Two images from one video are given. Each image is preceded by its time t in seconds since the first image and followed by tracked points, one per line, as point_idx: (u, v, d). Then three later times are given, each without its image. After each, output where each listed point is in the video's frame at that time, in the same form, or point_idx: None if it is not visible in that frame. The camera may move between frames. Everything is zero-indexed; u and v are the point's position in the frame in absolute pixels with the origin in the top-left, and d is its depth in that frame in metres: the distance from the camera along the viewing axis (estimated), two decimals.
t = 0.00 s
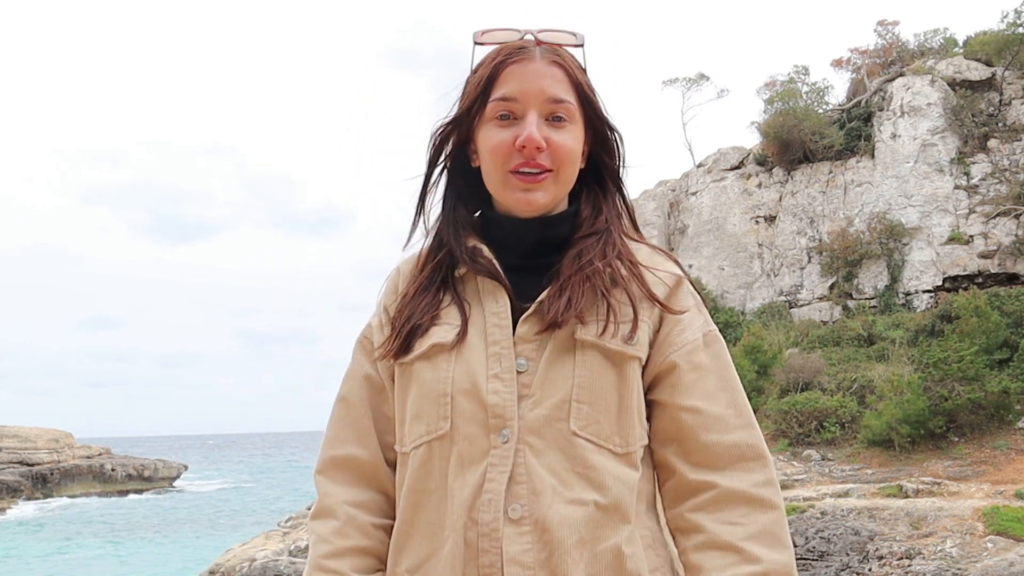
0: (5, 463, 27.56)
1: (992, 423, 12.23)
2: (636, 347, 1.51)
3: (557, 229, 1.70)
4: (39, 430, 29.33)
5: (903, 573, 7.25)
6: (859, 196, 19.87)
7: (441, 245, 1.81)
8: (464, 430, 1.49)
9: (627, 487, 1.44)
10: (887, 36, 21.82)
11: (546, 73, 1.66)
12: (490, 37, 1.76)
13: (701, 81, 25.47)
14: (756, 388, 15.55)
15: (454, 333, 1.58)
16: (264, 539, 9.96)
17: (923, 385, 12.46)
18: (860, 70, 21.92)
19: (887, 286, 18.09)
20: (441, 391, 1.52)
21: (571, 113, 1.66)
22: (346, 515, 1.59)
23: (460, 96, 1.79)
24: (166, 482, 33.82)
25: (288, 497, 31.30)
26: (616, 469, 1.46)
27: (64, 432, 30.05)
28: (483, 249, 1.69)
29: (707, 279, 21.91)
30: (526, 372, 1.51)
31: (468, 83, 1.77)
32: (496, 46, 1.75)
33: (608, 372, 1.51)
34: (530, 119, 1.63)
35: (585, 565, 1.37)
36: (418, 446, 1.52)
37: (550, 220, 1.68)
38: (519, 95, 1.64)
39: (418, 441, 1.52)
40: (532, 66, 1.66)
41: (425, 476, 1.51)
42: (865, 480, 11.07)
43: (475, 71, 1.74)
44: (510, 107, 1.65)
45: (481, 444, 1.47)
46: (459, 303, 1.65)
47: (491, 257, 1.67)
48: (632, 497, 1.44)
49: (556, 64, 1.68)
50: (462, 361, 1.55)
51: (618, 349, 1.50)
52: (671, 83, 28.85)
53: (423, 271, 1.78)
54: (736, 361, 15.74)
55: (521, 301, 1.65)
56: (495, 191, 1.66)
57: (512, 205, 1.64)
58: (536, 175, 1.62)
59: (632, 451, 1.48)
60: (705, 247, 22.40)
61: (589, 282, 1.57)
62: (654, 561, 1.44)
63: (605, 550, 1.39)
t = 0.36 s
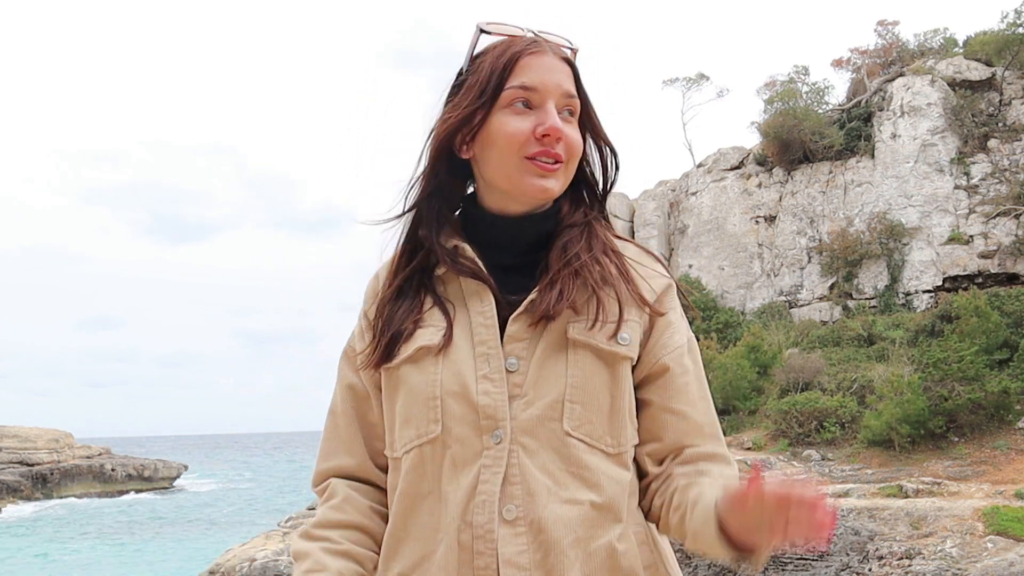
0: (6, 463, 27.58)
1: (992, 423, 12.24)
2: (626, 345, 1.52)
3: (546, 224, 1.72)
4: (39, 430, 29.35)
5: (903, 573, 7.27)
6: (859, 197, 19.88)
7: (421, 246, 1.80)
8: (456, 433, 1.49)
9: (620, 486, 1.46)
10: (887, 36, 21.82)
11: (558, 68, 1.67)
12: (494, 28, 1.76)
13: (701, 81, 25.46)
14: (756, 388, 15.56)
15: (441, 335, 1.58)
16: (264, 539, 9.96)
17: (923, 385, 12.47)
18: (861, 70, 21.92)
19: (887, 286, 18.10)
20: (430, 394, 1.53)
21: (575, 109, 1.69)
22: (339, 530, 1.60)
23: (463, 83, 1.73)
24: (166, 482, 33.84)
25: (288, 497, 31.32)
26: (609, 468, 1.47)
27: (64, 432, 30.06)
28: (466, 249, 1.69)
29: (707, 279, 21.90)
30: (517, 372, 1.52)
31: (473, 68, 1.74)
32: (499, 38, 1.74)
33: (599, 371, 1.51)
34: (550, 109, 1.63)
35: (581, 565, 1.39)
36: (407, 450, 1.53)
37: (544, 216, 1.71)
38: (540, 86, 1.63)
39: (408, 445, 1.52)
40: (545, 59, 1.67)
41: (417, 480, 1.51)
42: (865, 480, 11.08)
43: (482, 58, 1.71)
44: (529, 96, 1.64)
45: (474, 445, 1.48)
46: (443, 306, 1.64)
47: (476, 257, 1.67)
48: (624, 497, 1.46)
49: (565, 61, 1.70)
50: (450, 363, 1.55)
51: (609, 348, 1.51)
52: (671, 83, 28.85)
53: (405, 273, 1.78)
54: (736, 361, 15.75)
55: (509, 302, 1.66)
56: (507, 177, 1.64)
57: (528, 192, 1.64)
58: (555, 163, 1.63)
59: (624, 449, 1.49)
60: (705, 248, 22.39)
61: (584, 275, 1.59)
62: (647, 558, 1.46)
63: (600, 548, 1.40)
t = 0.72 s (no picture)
0: (6, 463, 27.61)
1: (992, 423, 12.25)
2: (619, 341, 1.56)
3: (530, 226, 1.73)
4: (39, 430, 29.34)
5: (902, 573, 7.29)
6: (859, 197, 19.89)
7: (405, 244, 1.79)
8: (452, 429, 1.50)
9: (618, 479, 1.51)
10: (887, 36, 21.81)
11: (528, 68, 1.69)
12: (472, 29, 1.79)
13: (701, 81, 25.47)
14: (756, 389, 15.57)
15: (435, 331, 1.59)
16: (264, 538, 9.97)
17: (923, 385, 12.49)
18: (860, 70, 21.93)
19: (887, 286, 18.13)
20: (427, 392, 1.53)
21: (549, 109, 1.71)
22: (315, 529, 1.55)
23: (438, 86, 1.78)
24: (166, 483, 34.11)
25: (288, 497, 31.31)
26: (607, 463, 1.51)
27: (64, 432, 30.06)
28: (456, 249, 1.70)
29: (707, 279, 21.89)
30: (512, 371, 1.53)
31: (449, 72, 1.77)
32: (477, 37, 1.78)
33: (594, 369, 1.55)
34: (515, 112, 1.65)
35: (589, 562, 1.43)
36: (404, 447, 1.51)
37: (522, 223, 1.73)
38: (505, 88, 1.66)
39: (403, 443, 1.51)
40: (516, 59, 1.69)
41: (413, 479, 1.49)
42: (865, 480, 11.10)
43: (456, 62, 1.74)
44: (495, 99, 1.67)
45: (473, 443, 1.48)
46: (433, 304, 1.65)
47: (467, 259, 1.68)
48: (624, 493, 1.50)
49: (539, 60, 1.72)
50: (444, 360, 1.56)
51: (603, 344, 1.55)
52: (671, 83, 28.80)
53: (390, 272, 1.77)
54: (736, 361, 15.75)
55: (497, 302, 1.68)
56: (474, 186, 1.68)
57: (493, 201, 1.66)
58: (521, 171, 1.66)
59: (621, 444, 1.53)
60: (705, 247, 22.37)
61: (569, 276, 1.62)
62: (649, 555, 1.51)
63: (603, 544, 1.45)
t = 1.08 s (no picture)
0: (5, 463, 27.59)
1: (992, 423, 12.22)
2: (619, 346, 1.52)
3: (526, 224, 1.70)
4: (39, 430, 29.31)
5: (902, 573, 7.27)
6: (859, 197, 19.86)
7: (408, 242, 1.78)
8: (445, 434, 1.48)
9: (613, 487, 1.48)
10: (887, 36, 21.79)
11: (513, 60, 1.67)
12: (461, 27, 1.78)
13: (701, 81, 25.44)
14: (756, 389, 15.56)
15: (430, 334, 1.57)
16: (264, 539, 9.95)
17: (922, 385, 12.47)
18: (860, 70, 21.91)
19: (888, 286, 18.11)
20: (419, 396, 1.51)
21: (540, 100, 1.67)
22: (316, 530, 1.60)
23: (430, 92, 1.78)
24: (166, 483, 34.04)
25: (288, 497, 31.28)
26: (602, 472, 1.47)
27: (64, 432, 30.05)
28: (455, 248, 1.68)
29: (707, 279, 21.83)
30: (508, 374, 1.52)
31: (440, 74, 1.77)
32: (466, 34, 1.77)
33: (592, 374, 1.51)
34: (498, 107, 1.63)
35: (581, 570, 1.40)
36: (396, 450, 1.51)
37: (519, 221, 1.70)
38: (488, 84, 1.65)
39: (396, 447, 1.50)
40: (501, 52, 1.67)
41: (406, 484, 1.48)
42: (865, 480, 11.07)
43: (446, 63, 1.73)
44: (479, 96, 1.66)
45: (466, 448, 1.47)
46: (432, 304, 1.63)
47: (466, 258, 1.66)
48: (618, 502, 1.48)
49: (526, 51, 1.69)
50: (440, 361, 1.54)
51: (601, 349, 1.51)
52: (671, 83, 28.78)
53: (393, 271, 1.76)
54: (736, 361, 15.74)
55: (496, 303, 1.67)
56: (466, 183, 1.66)
57: (483, 194, 1.64)
58: (512, 163, 1.62)
59: (619, 452, 1.49)
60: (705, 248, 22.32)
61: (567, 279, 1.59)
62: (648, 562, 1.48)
63: (598, 553, 1.42)
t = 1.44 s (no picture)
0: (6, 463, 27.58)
1: (992, 423, 12.21)
2: (629, 350, 1.52)
3: (534, 225, 1.69)
4: (39, 429, 29.32)
5: (902, 573, 7.27)
6: (859, 196, 19.84)
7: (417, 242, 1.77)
8: (452, 436, 1.48)
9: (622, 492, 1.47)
10: (887, 36, 21.78)
11: (517, 59, 1.66)
12: (465, 28, 1.77)
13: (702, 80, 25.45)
14: (756, 389, 15.56)
15: (438, 333, 1.57)
16: (264, 538, 9.96)
17: (922, 385, 12.47)
18: (861, 70, 21.91)
19: (888, 286, 18.10)
20: (426, 396, 1.51)
21: (547, 99, 1.66)
22: (333, 546, 1.59)
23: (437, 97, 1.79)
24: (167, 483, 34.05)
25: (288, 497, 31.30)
26: (609, 474, 1.46)
27: (64, 432, 30.07)
28: (465, 248, 1.68)
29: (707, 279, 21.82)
30: (516, 375, 1.51)
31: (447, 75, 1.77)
32: (470, 36, 1.76)
33: (601, 377, 1.50)
34: (504, 106, 1.63)
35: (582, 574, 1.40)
36: (402, 452, 1.50)
37: (529, 222, 1.69)
38: (494, 83, 1.65)
39: (401, 446, 1.50)
40: (505, 52, 1.67)
41: (409, 485, 1.49)
42: (865, 480, 11.07)
43: (452, 65, 1.74)
44: (485, 96, 1.66)
45: (472, 450, 1.47)
46: (441, 304, 1.63)
47: (478, 260, 1.66)
48: (625, 507, 1.46)
49: (532, 49, 1.68)
50: (447, 363, 1.54)
51: (611, 352, 1.51)
52: (671, 84, 28.81)
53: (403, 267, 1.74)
54: (736, 361, 15.77)
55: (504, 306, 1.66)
56: (475, 182, 1.66)
57: (491, 193, 1.64)
58: (522, 163, 1.62)
59: (626, 456, 1.48)
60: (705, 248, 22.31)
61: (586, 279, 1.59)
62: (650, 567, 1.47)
63: (602, 559, 1.42)
